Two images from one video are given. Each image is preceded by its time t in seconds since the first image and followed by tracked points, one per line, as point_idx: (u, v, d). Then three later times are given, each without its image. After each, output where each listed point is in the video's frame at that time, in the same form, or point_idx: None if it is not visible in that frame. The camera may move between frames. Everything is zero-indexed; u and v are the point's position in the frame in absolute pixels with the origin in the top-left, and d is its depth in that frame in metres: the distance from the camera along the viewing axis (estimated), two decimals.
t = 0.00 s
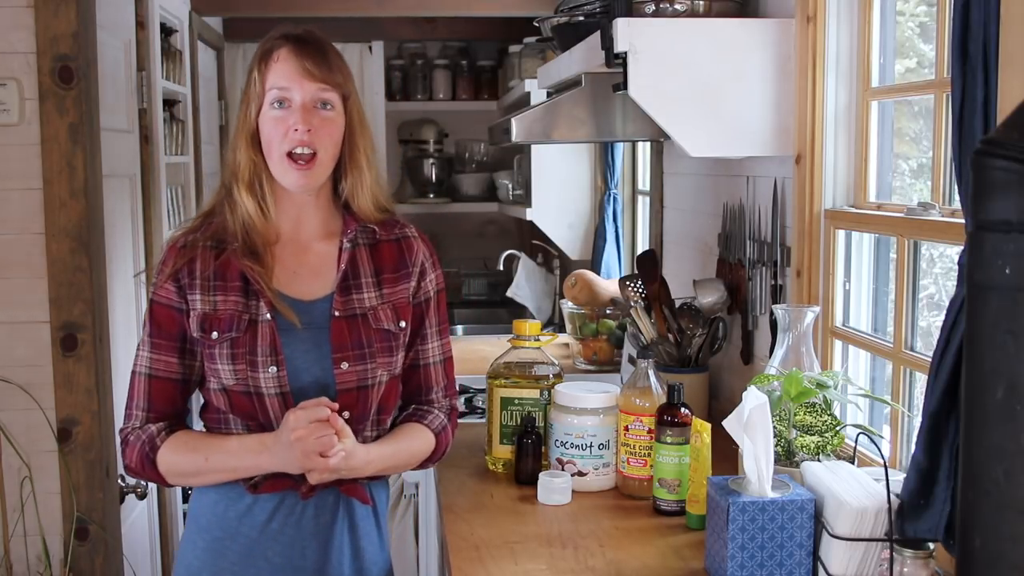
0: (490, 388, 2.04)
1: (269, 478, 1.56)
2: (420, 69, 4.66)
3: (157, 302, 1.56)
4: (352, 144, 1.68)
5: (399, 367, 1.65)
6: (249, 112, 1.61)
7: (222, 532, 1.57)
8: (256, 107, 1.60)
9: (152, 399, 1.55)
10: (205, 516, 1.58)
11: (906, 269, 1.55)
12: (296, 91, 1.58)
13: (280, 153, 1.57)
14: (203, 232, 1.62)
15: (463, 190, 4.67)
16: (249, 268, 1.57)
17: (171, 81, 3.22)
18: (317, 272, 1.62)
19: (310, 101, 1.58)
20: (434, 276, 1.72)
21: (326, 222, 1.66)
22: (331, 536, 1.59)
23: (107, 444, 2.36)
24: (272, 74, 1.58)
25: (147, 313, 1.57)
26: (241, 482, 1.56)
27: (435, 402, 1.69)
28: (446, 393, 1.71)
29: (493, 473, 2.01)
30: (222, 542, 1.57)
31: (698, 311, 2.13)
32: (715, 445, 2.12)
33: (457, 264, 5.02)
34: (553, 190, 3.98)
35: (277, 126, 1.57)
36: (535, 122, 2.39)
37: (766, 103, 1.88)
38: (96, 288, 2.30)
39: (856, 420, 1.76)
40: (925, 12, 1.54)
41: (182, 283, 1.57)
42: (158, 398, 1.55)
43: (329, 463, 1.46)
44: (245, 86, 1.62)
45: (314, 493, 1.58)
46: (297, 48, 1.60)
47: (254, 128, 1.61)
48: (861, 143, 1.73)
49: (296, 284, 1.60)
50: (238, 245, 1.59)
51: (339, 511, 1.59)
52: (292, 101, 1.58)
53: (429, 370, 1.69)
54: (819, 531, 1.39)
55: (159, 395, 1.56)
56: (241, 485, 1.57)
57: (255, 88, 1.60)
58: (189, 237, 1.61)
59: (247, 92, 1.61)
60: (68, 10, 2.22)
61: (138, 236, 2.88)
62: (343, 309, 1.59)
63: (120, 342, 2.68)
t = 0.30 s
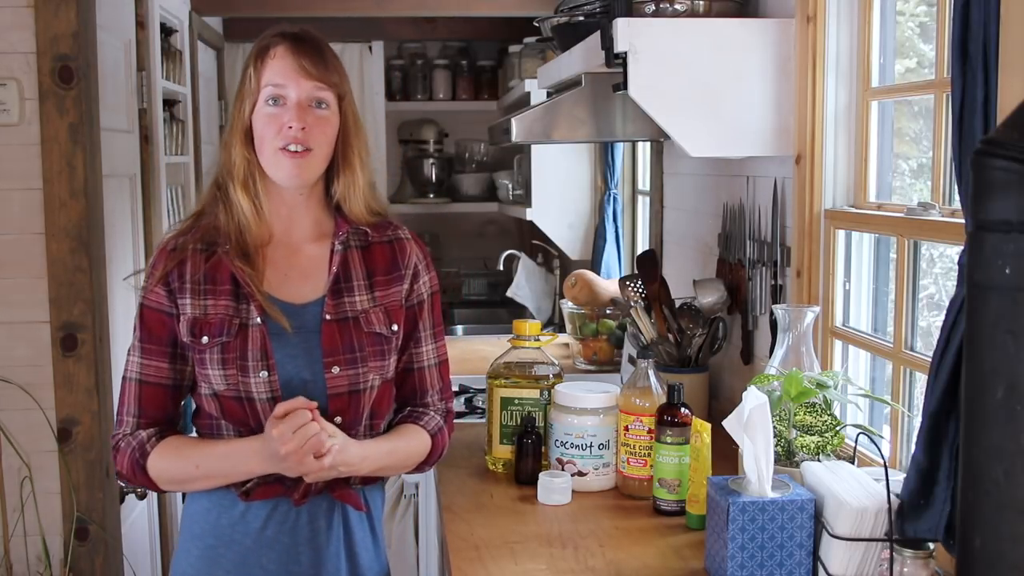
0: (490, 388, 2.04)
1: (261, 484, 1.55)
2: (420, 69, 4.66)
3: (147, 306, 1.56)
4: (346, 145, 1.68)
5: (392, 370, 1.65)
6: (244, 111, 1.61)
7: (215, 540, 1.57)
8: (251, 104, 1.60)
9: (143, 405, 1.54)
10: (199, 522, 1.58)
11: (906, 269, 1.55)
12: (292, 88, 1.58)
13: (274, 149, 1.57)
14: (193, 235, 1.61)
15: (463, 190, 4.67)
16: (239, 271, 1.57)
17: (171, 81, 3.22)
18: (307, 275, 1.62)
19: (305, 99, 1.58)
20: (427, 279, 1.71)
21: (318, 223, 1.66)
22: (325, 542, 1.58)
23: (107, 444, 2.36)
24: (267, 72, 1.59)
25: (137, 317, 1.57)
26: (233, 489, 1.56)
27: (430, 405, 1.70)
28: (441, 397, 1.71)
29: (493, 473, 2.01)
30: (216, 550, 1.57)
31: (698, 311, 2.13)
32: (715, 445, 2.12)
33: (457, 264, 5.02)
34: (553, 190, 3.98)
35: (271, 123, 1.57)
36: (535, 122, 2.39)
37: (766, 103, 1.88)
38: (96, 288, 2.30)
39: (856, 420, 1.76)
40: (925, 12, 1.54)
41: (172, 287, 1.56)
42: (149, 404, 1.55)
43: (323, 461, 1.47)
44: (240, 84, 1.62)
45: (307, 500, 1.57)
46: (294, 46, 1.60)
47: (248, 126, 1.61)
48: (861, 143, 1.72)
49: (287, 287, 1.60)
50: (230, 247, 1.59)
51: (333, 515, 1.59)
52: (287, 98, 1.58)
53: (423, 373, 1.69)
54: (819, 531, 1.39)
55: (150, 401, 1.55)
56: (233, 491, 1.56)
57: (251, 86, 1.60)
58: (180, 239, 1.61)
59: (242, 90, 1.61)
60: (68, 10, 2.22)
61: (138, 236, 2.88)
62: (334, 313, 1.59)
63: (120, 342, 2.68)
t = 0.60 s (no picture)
0: (490, 388, 2.04)
1: (256, 489, 1.55)
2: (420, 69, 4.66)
3: (137, 313, 1.56)
4: (337, 144, 1.68)
5: (384, 373, 1.65)
6: (234, 108, 1.61)
7: (210, 546, 1.56)
8: (240, 102, 1.60)
9: (134, 412, 1.54)
10: (195, 528, 1.57)
11: (906, 268, 1.55)
12: (282, 84, 1.58)
13: (264, 147, 1.56)
14: (182, 239, 1.61)
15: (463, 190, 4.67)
16: (228, 274, 1.56)
17: (171, 81, 3.22)
18: (298, 277, 1.61)
19: (296, 95, 1.59)
20: (419, 280, 1.72)
21: (308, 224, 1.66)
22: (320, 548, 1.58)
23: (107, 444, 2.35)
24: (257, 68, 1.59)
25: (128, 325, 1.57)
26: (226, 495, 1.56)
27: (424, 408, 1.70)
28: (434, 399, 1.71)
29: (493, 473, 2.01)
30: (212, 556, 1.56)
31: (698, 311, 2.13)
32: (715, 445, 2.12)
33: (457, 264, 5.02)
34: (553, 190, 3.98)
35: (261, 119, 1.57)
36: (535, 122, 2.39)
37: (766, 103, 1.88)
38: (96, 288, 2.30)
39: (856, 420, 1.76)
40: (925, 12, 1.54)
41: (161, 292, 1.56)
42: (140, 412, 1.55)
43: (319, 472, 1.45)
44: (230, 82, 1.62)
45: (302, 505, 1.57)
46: (285, 43, 1.60)
47: (239, 124, 1.61)
48: (861, 143, 1.72)
49: (277, 290, 1.60)
50: (219, 250, 1.58)
51: (328, 521, 1.58)
52: (278, 93, 1.59)
53: (417, 375, 1.69)
54: (819, 531, 1.39)
55: (141, 408, 1.55)
56: (227, 498, 1.56)
57: (241, 84, 1.60)
58: (169, 244, 1.61)
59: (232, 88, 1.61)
60: (68, 10, 2.22)
61: (138, 236, 2.88)
62: (325, 315, 1.58)
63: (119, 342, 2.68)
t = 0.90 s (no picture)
0: (490, 388, 2.04)
1: (264, 481, 1.54)
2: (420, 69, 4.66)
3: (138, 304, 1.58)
4: (336, 128, 1.66)
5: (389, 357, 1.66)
6: (232, 94, 1.61)
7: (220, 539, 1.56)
8: (239, 88, 1.60)
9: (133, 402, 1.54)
10: (203, 523, 1.57)
11: (906, 269, 1.54)
12: (280, 68, 1.58)
13: (265, 132, 1.57)
14: (181, 229, 1.62)
15: (463, 190, 4.67)
16: (228, 262, 1.56)
17: (171, 81, 3.22)
18: (300, 262, 1.61)
19: (294, 78, 1.59)
20: (424, 264, 1.70)
21: (308, 211, 1.65)
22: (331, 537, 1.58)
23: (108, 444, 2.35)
24: (255, 52, 1.59)
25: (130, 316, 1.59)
26: (236, 489, 1.54)
27: (436, 388, 1.69)
28: (445, 382, 1.70)
29: (493, 473, 2.01)
30: (222, 549, 1.57)
31: (698, 311, 2.14)
32: (715, 446, 2.12)
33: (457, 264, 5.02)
34: (553, 190, 3.98)
35: (260, 104, 1.56)
36: (535, 122, 2.39)
37: (766, 103, 1.88)
38: (96, 288, 2.30)
39: (856, 420, 1.76)
40: (925, 12, 1.54)
41: (160, 283, 1.58)
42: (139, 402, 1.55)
43: (379, 397, 1.42)
44: (228, 69, 1.62)
45: (310, 495, 1.56)
46: (282, 28, 1.61)
47: (237, 110, 1.61)
48: (861, 144, 1.72)
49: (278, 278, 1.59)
50: (219, 239, 1.58)
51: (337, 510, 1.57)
52: (276, 77, 1.58)
53: (428, 359, 1.69)
54: (819, 531, 1.39)
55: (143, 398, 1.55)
56: (236, 492, 1.55)
57: (239, 69, 1.60)
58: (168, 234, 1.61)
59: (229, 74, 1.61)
60: (68, 10, 2.22)
61: (138, 236, 2.88)
62: (326, 301, 1.58)
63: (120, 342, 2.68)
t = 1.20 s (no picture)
0: (490, 388, 2.04)
1: (279, 476, 1.56)
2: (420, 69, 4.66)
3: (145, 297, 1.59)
4: (345, 119, 1.66)
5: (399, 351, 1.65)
6: (241, 86, 1.60)
7: (235, 534, 1.58)
8: (247, 81, 1.59)
9: (141, 394, 1.50)
10: (217, 519, 1.58)
11: (906, 269, 1.54)
12: (288, 60, 1.58)
13: (273, 125, 1.56)
14: (189, 222, 1.62)
15: (463, 190, 4.67)
16: (238, 256, 1.56)
17: (171, 81, 3.23)
18: (308, 257, 1.61)
19: (302, 71, 1.58)
20: (430, 257, 1.72)
21: (317, 205, 1.65)
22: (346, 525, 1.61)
23: (107, 444, 2.35)
24: (263, 45, 1.59)
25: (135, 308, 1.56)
26: (251, 485, 1.56)
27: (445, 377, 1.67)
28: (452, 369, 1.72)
29: (493, 473, 2.01)
30: (239, 543, 1.58)
31: (698, 311, 2.15)
32: (715, 446, 2.12)
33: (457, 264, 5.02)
34: (553, 190, 3.98)
35: (269, 97, 1.56)
36: (535, 122, 2.39)
37: (766, 103, 1.88)
38: (96, 288, 2.30)
39: (856, 420, 1.76)
40: (925, 12, 1.54)
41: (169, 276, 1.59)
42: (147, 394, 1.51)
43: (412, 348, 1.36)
44: (236, 61, 1.62)
45: (325, 486, 1.59)
46: (290, 19, 1.60)
47: (245, 102, 1.60)
48: (861, 144, 1.72)
49: (287, 272, 1.59)
50: (228, 233, 1.58)
51: (351, 499, 1.60)
52: (284, 70, 1.58)
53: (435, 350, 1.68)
54: (819, 531, 1.39)
55: (149, 390, 1.51)
56: (252, 488, 1.57)
57: (246, 62, 1.60)
58: (176, 227, 1.61)
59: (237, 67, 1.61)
60: (68, 10, 2.22)
61: (139, 236, 2.88)
62: (336, 294, 1.58)
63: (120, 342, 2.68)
